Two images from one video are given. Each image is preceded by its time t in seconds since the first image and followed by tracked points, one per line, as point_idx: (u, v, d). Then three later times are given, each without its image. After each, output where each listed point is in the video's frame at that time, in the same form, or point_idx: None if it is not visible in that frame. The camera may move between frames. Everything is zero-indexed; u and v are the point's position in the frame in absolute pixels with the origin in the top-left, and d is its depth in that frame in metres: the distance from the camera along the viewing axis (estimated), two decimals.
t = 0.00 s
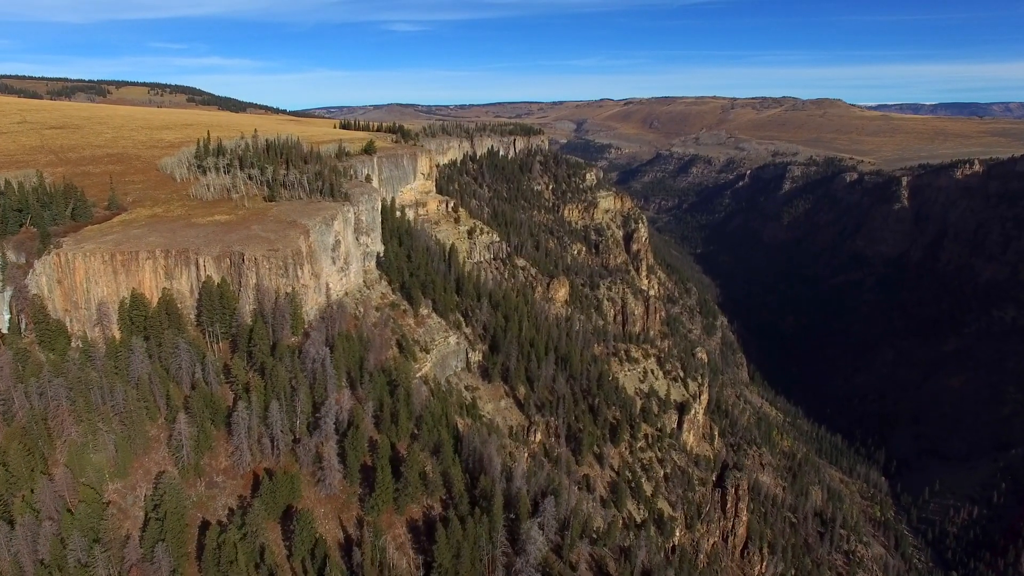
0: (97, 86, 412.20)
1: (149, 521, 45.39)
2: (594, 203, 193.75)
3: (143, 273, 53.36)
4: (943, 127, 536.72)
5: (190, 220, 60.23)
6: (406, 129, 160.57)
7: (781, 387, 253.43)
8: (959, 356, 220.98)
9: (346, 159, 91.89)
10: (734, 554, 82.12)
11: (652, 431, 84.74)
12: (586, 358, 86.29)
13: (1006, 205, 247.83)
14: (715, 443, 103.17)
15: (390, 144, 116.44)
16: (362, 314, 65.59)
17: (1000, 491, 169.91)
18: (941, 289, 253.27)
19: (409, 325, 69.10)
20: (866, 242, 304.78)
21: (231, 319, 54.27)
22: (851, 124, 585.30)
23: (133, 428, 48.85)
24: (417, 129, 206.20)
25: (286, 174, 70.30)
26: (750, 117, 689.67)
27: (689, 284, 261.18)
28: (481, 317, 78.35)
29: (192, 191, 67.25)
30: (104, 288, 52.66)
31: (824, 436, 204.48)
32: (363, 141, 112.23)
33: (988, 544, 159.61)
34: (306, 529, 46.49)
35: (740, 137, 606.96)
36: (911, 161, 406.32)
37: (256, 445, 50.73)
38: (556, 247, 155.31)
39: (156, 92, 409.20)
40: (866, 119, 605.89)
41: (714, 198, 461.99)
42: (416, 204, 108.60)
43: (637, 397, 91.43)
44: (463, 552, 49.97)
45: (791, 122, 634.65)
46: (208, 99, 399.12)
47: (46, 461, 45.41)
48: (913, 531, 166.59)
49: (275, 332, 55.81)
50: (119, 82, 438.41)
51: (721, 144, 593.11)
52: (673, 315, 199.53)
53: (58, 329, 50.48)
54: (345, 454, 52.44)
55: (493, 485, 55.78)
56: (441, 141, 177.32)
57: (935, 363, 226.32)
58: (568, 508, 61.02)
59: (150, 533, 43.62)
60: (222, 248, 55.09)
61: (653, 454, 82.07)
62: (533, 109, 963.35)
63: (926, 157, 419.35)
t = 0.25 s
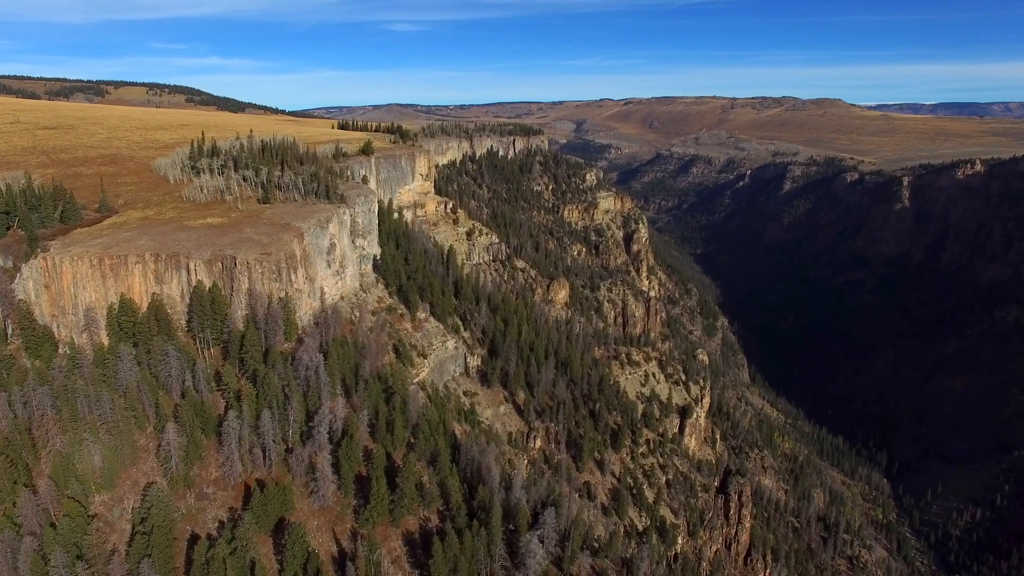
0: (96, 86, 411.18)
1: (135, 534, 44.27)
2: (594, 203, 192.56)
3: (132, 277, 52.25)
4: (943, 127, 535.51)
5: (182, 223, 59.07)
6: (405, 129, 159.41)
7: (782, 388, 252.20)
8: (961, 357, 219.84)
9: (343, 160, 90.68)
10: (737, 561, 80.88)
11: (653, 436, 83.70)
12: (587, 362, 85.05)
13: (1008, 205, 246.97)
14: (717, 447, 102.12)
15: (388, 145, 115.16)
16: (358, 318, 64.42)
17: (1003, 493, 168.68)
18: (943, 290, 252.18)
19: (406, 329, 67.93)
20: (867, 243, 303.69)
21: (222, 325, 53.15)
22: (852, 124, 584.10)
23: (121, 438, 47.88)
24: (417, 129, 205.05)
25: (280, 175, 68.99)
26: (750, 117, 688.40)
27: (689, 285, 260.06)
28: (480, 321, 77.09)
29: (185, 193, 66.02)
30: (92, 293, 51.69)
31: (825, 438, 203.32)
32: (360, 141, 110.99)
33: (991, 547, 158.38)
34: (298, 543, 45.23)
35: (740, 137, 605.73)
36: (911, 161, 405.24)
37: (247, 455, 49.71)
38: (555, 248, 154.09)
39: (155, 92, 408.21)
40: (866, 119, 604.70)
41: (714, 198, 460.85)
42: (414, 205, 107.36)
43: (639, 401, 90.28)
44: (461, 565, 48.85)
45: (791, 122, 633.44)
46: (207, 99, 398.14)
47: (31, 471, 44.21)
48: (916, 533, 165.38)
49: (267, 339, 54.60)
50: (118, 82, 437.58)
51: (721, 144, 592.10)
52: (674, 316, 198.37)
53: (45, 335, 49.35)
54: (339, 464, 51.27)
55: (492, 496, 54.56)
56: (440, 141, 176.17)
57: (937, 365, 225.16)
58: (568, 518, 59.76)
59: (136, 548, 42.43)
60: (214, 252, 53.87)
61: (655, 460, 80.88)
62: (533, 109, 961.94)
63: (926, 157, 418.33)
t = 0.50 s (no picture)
0: (94, 87, 409.62)
1: (120, 548, 42.93)
2: (594, 203, 191.29)
3: (121, 281, 51.11)
4: (943, 126, 534.41)
5: (173, 226, 57.79)
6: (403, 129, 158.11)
7: (783, 388, 250.93)
8: (963, 357, 218.66)
9: (339, 161, 89.37)
10: (740, 568, 79.47)
11: (655, 441, 82.56)
12: (587, 365, 83.83)
13: (1009, 205, 246.25)
14: (719, 450, 100.99)
15: (386, 145, 113.67)
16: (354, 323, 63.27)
17: (1006, 495, 167.53)
18: (944, 290, 251.09)
19: (402, 333, 66.72)
20: (867, 242, 302.62)
21: (212, 331, 51.98)
22: (852, 124, 582.95)
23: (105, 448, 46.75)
24: (415, 129, 203.82)
25: (275, 176, 67.69)
26: (750, 117, 687.14)
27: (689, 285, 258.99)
28: (478, 324, 75.84)
29: (176, 194, 64.68)
30: (78, 298, 50.42)
31: (826, 439, 202.13)
32: (357, 141, 109.52)
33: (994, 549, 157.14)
34: (289, 557, 43.85)
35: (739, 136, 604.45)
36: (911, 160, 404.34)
37: (237, 465, 48.53)
38: (555, 249, 152.85)
39: (153, 92, 407.74)
40: (866, 118, 603.49)
41: (714, 198, 459.64)
42: (411, 206, 106.03)
43: (640, 405, 89.18)
44: None
45: (791, 122, 632.37)
46: (205, 100, 396.89)
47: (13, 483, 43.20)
48: (918, 535, 164.08)
49: (259, 344, 53.40)
50: (116, 82, 436.36)
51: (721, 144, 591.01)
52: (674, 317, 197.19)
53: (30, 342, 47.99)
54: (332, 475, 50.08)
55: (489, 507, 53.38)
56: (438, 141, 174.88)
57: (939, 365, 223.98)
58: (569, 528, 58.48)
59: (120, 563, 40.99)
60: (204, 255, 52.63)
61: (656, 466, 79.70)
62: (532, 109, 960.54)
63: (926, 156, 417.53)
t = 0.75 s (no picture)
0: (91, 87, 407.84)
1: (103, 565, 41.71)
2: (594, 204, 190.05)
3: (108, 286, 49.92)
4: (943, 126, 533.45)
5: (162, 228, 56.50)
6: (401, 128, 156.70)
7: (783, 389, 249.72)
8: (965, 358, 217.44)
9: (335, 161, 88.15)
10: None
11: (656, 446, 81.33)
12: (587, 369, 82.66)
13: (1010, 205, 245.36)
14: (721, 454, 99.85)
15: (384, 145, 112.33)
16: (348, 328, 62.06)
17: (1009, 498, 166.25)
18: (945, 291, 250.00)
19: (398, 338, 65.49)
20: (868, 242, 301.50)
21: (202, 337, 50.83)
22: (852, 124, 581.80)
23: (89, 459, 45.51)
24: (414, 129, 202.47)
25: (268, 177, 66.39)
26: (750, 117, 685.88)
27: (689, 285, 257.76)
28: (476, 328, 74.65)
29: (167, 196, 63.34)
30: (63, 303, 49.15)
31: (827, 440, 200.89)
32: (354, 142, 108.30)
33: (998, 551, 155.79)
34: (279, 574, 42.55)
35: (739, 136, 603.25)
36: (911, 160, 403.38)
37: (226, 477, 47.32)
38: (555, 250, 151.69)
39: (151, 92, 406.45)
40: (866, 118, 602.53)
41: (713, 198, 458.48)
42: (409, 207, 104.77)
43: (641, 409, 88.04)
44: None
45: (791, 121, 631.31)
46: (203, 100, 395.56)
47: None
48: (920, 538, 162.74)
49: (249, 351, 52.11)
50: (114, 82, 435.07)
51: (721, 144, 589.87)
52: (674, 318, 195.91)
53: (12, 349, 46.68)
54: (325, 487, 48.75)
55: (487, 519, 52.06)
56: (437, 141, 173.63)
57: (940, 366, 222.79)
58: (570, 539, 57.13)
59: None
60: (194, 259, 51.42)
61: (658, 472, 78.51)
62: (531, 109, 959.04)
63: (927, 156, 416.41)
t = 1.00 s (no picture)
0: (88, 87, 405.72)
1: None
2: (594, 204, 188.75)
3: (93, 291, 48.54)
4: (943, 125, 532.53)
5: (152, 231, 55.10)
6: (399, 128, 155.21)
7: (784, 389, 248.45)
8: (967, 359, 216.06)
9: (331, 162, 86.72)
10: None
11: (658, 452, 80.11)
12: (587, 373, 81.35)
13: (1011, 204, 244.33)
14: (723, 458, 98.74)
15: (381, 145, 110.77)
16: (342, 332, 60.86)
17: (1012, 500, 164.89)
18: (946, 291, 248.79)
19: (394, 343, 64.21)
20: (868, 242, 300.32)
21: (190, 344, 49.47)
22: (852, 123, 580.76)
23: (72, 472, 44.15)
24: (412, 129, 201.11)
25: (261, 178, 64.90)
26: (749, 116, 684.66)
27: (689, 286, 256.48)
28: (475, 333, 73.24)
29: (158, 198, 61.93)
30: (47, 309, 47.72)
31: (828, 442, 199.60)
32: (351, 142, 106.71)
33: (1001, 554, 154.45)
34: None
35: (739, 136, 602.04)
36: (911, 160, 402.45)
37: (215, 490, 46.10)
38: (554, 251, 150.29)
39: (149, 92, 405.14)
40: (865, 118, 601.46)
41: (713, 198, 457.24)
42: (407, 208, 103.37)
43: (642, 414, 86.89)
44: None
45: (790, 121, 630.43)
46: (201, 100, 394.07)
47: None
48: (922, 540, 161.47)
49: (239, 358, 50.86)
50: (111, 82, 433.57)
51: (720, 143, 588.81)
52: (675, 319, 194.55)
53: None
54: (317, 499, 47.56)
55: (485, 532, 50.70)
56: (435, 141, 172.18)
57: (942, 367, 221.54)
58: (571, 550, 55.75)
59: None
60: (183, 263, 50.03)
61: (660, 479, 77.39)
62: (530, 109, 957.43)
63: (927, 156, 415.14)
